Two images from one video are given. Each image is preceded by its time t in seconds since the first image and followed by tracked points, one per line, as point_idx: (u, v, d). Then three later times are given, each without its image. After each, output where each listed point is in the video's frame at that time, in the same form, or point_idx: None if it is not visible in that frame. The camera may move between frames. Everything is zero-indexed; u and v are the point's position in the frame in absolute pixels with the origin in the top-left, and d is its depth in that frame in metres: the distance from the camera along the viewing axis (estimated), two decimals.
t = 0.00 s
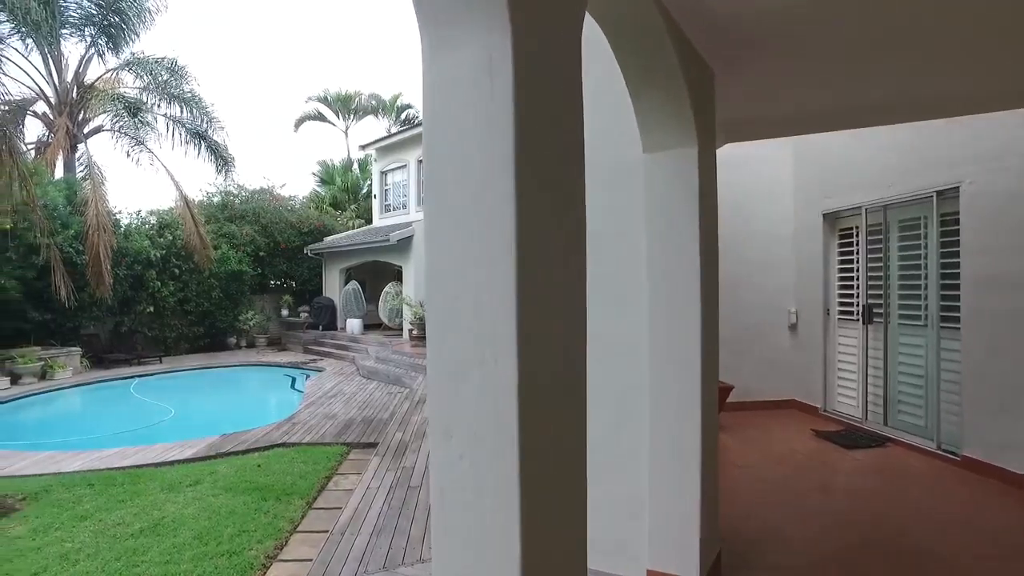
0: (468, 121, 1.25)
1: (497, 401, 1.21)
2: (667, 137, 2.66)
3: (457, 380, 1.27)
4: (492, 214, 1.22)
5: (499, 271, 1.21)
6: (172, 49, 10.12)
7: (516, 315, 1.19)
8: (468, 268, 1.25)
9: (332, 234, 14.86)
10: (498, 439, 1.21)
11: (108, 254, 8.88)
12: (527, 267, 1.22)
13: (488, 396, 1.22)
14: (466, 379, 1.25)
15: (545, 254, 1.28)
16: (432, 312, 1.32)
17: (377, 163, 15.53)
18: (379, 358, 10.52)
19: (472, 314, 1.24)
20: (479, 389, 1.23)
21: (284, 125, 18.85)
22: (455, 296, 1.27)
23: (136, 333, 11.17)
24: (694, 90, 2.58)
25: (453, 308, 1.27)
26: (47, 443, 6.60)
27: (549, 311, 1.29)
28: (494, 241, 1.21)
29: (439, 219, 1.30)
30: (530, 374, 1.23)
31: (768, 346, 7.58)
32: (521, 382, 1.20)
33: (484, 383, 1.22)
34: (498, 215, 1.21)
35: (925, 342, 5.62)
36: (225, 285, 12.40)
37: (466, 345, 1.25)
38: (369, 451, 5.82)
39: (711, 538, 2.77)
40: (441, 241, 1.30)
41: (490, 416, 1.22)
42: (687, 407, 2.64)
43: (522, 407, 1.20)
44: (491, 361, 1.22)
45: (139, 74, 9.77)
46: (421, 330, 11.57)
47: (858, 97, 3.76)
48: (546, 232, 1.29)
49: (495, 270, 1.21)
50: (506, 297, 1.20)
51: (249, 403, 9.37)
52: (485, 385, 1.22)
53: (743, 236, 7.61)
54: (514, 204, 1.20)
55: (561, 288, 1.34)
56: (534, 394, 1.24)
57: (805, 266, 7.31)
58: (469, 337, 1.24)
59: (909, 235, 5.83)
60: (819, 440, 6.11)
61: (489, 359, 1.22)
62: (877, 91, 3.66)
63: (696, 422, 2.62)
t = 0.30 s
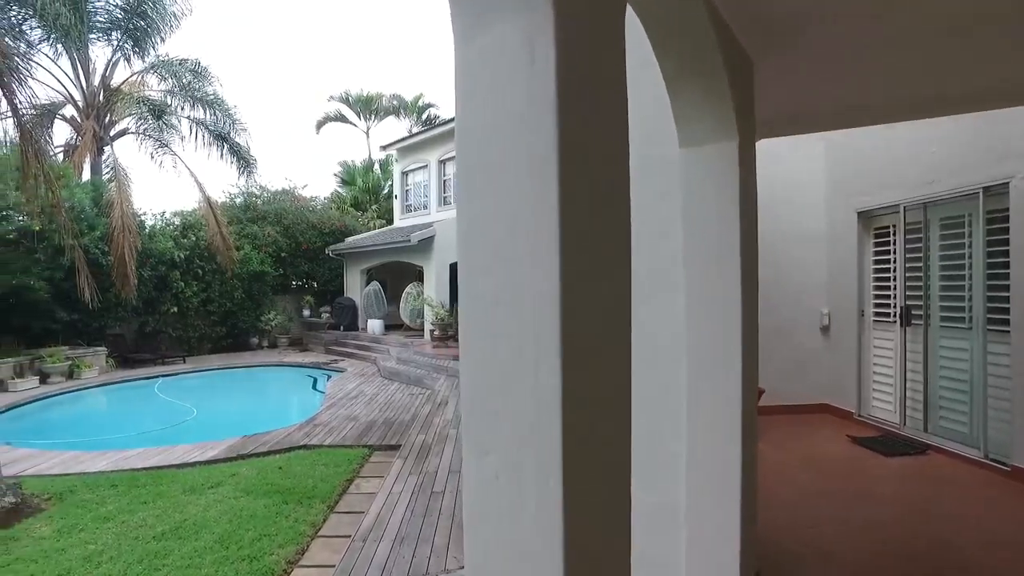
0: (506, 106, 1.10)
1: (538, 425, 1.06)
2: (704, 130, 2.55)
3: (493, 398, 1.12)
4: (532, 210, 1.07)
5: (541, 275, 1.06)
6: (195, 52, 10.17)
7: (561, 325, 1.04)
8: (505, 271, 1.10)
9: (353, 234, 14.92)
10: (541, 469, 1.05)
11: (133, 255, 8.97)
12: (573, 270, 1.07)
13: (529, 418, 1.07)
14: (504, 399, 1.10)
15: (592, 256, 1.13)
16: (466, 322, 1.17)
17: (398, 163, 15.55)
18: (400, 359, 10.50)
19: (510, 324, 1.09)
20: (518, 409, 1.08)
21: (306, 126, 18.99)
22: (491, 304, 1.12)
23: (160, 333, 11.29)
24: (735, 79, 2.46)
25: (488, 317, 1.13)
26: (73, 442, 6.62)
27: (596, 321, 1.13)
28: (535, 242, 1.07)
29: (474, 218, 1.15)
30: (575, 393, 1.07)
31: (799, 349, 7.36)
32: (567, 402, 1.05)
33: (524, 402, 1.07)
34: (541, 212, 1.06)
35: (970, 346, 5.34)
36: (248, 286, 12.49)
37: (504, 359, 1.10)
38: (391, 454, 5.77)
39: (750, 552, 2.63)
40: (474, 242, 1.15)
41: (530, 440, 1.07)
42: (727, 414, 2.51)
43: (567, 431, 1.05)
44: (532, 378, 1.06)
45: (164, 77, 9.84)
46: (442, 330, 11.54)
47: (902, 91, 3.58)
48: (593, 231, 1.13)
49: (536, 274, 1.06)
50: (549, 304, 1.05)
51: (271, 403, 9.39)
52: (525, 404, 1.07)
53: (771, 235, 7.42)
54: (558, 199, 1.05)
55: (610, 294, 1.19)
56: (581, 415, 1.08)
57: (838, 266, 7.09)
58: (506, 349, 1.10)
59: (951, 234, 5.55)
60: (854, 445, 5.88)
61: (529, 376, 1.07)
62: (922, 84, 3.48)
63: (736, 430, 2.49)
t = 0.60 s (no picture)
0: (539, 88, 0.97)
1: (576, 447, 0.94)
2: (740, 120, 2.42)
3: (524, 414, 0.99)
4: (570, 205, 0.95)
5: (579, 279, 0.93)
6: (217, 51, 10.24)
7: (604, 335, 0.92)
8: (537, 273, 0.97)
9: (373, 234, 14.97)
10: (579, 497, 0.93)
11: (156, 255, 8.91)
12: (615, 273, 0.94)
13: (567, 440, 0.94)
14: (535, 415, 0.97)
15: (635, 256, 1.00)
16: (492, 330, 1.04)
17: (418, 162, 15.56)
18: (420, 358, 10.48)
19: (545, 332, 0.97)
20: (554, 427, 0.96)
21: (327, 127, 19.16)
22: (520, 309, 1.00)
23: (183, 332, 11.41)
24: (776, 68, 2.33)
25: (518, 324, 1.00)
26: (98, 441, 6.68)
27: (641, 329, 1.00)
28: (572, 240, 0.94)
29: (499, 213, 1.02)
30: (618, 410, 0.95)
31: (828, 349, 7.16)
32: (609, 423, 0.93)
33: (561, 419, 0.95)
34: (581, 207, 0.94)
35: (1013, 348, 5.06)
36: (270, 285, 12.60)
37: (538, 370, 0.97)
38: (412, 454, 5.73)
39: (788, 561, 2.52)
40: (502, 241, 1.02)
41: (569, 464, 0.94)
42: (765, 417, 2.39)
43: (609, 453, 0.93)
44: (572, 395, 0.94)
45: (186, 77, 9.98)
46: (462, 330, 11.52)
47: (945, 81, 3.42)
48: (637, 230, 1.00)
49: (575, 278, 0.94)
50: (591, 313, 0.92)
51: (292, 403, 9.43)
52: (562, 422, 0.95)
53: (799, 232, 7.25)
54: (599, 194, 0.92)
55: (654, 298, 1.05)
56: (626, 436, 0.96)
57: (869, 264, 6.87)
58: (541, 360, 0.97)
59: (993, 230, 5.26)
60: (889, 449, 5.68)
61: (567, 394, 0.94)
62: (967, 73, 3.31)
63: (775, 433, 2.37)
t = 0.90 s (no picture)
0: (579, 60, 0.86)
1: (624, 464, 0.83)
2: (780, 109, 2.26)
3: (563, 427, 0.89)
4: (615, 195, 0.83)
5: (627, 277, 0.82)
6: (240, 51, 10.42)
7: (654, 342, 0.81)
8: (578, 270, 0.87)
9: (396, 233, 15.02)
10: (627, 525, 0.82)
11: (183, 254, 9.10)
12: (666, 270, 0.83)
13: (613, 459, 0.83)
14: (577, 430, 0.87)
15: (687, 251, 0.88)
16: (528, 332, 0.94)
17: (441, 162, 15.56)
18: (444, 358, 10.44)
19: (586, 338, 0.86)
20: (597, 445, 0.85)
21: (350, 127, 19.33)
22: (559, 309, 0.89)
23: (209, 331, 11.55)
24: (821, 52, 2.18)
25: (555, 326, 0.89)
26: (126, 439, 6.75)
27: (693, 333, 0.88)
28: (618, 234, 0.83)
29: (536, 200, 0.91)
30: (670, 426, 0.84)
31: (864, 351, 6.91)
32: (660, 441, 0.82)
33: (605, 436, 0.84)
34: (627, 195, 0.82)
35: None
36: (294, 284, 12.70)
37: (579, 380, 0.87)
38: (435, 455, 5.67)
39: None
40: (538, 231, 0.92)
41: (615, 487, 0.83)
42: (810, 423, 2.24)
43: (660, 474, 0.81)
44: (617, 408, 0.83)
45: (210, 77, 10.12)
46: (486, 330, 11.46)
47: (998, 68, 3.22)
48: (689, 215, 0.88)
49: (621, 276, 0.83)
50: (639, 314, 0.81)
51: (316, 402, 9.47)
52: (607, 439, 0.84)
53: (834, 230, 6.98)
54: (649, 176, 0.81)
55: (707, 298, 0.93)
56: (679, 450, 0.85)
57: (908, 263, 6.59)
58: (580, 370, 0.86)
59: None
60: (931, 455, 5.42)
61: (611, 406, 0.83)
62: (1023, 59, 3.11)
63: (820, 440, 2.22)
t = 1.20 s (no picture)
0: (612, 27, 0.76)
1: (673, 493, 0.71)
2: (826, 100, 2.09)
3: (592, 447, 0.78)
4: (655, 179, 0.73)
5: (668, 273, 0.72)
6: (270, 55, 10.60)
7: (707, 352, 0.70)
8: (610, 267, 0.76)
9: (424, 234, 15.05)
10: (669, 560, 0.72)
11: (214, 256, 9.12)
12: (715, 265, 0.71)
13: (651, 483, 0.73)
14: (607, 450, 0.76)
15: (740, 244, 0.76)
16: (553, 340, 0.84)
17: (469, 162, 15.53)
18: (472, 359, 10.38)
19: (622, 344, 0.76)
20: (632, 466, 0.75)
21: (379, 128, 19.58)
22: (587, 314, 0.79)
23: (240, 331, 11.73)
24: (876, 38, 2.01)
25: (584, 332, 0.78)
26: (158, 438, 6.85)
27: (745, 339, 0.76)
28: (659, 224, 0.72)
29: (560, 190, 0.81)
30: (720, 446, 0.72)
31: (909, 354, 6.60)
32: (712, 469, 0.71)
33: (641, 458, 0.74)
34: (669, 179, 0.72)
35: None
36: (324, 285, 12.83)
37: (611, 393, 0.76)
38: (462, 459, 5.61)
39: None
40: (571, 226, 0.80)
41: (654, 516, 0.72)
42: (862, 434, 2.08)
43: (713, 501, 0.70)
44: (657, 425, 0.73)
45: (239, 80, 10.17)
46: (515, 331, 11.38)
47: None
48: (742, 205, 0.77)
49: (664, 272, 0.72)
50: (684, 316, 0.70)
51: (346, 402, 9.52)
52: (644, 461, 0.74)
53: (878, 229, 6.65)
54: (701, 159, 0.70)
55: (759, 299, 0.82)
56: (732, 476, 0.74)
57: (955, 263, 6.25)
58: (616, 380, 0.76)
59: None
60: (984, 466, 5.12)
61: (658, 425, 0.72)
62: None
63: (872, 454, 2.06)
